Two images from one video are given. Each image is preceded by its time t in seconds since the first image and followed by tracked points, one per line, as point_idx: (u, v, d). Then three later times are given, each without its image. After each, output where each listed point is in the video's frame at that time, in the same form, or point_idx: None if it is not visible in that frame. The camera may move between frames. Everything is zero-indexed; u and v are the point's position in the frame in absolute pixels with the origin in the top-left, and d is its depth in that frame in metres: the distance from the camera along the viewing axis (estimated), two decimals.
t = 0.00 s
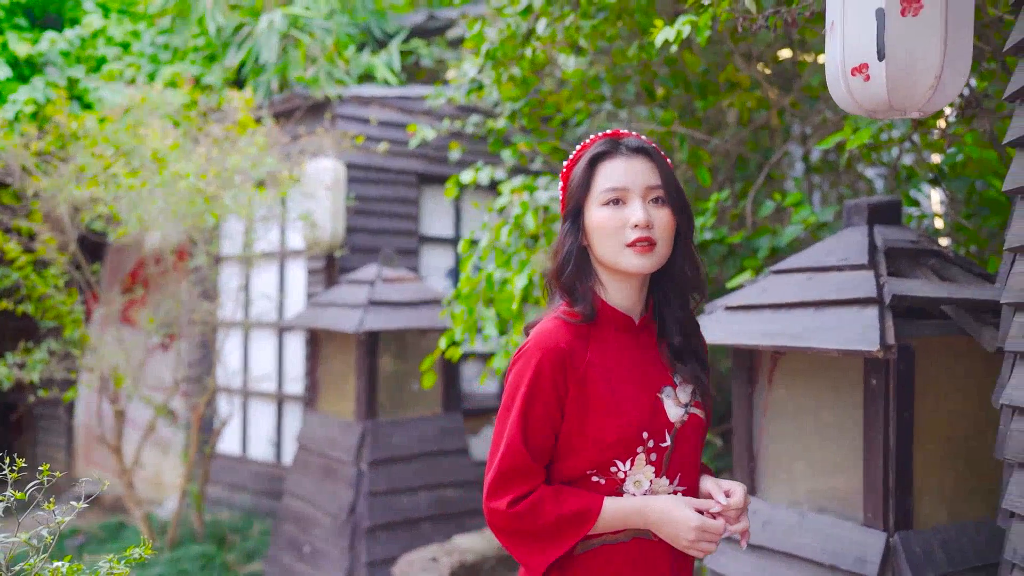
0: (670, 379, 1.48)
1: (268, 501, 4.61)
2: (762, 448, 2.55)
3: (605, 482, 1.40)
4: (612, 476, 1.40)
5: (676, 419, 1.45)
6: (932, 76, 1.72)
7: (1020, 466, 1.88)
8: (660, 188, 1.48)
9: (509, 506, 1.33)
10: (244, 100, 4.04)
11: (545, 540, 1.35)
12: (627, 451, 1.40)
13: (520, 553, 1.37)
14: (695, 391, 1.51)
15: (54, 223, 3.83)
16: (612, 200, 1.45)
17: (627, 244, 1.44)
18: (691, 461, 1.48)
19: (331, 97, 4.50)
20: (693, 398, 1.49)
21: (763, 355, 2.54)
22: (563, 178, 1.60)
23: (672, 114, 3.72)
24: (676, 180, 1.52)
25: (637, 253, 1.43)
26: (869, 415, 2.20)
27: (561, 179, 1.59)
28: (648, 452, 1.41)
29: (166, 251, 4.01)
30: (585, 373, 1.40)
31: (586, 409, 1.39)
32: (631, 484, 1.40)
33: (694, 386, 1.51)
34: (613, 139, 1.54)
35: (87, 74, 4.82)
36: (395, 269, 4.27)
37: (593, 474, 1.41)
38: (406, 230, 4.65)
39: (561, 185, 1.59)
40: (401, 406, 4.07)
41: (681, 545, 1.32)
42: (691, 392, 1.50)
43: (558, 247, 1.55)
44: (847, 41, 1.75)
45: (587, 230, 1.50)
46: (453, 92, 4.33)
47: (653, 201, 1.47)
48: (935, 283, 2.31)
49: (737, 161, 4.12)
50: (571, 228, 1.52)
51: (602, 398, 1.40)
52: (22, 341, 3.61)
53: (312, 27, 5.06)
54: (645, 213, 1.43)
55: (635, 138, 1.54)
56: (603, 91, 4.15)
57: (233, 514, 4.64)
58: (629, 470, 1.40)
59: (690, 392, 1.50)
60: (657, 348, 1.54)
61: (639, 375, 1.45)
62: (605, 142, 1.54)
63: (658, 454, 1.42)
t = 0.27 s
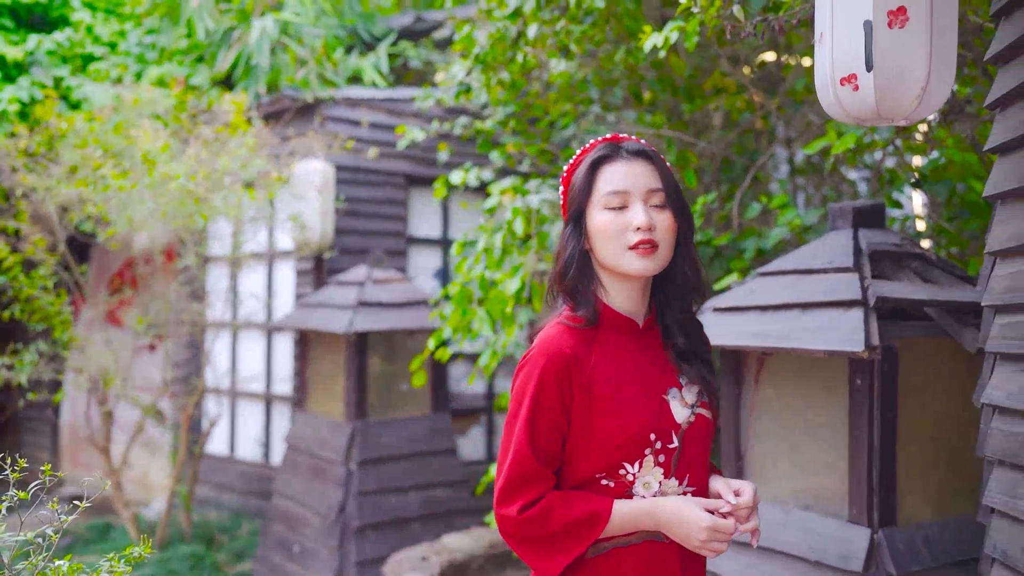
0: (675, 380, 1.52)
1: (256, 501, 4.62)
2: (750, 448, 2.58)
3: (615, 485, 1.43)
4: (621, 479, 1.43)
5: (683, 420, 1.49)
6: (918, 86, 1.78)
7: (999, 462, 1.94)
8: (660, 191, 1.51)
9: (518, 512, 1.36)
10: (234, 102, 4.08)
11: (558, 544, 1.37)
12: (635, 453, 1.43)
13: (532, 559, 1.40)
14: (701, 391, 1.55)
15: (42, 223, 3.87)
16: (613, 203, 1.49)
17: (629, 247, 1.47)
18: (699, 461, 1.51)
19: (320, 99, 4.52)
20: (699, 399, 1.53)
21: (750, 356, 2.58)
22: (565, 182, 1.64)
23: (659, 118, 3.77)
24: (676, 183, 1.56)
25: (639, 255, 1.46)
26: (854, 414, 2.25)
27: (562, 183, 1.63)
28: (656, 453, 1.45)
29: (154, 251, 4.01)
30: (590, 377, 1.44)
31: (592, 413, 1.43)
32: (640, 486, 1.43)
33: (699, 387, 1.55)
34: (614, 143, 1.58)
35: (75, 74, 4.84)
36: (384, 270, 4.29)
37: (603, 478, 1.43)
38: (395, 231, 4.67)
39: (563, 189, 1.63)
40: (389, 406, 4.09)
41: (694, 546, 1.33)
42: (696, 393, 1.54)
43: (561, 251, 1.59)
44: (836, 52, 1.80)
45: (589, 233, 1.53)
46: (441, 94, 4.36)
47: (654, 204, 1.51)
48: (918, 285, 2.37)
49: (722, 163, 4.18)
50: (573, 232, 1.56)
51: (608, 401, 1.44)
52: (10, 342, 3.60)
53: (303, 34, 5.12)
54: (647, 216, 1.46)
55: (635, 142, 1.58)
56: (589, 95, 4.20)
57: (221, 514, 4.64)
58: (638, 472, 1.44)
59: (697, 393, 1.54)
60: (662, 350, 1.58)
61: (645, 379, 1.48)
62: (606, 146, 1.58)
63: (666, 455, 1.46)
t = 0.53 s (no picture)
0: (686, 378, 1.55)
1: (246, 501, 4.64)
2: (741, 448, 2.63)
3: (628, 484, 1.46)
4: (635, 477, 1.46)
5: (695, 418, 1.52)
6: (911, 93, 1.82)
7: (985, 461, 1.99)
8: (667, 191, 1.54)
9: (530, 514, 1.39)
10: (227, 104, 4.12)
11: (572, 546, 1.40)
12: (648, 451, 1.46)
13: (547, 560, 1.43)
14: (713, 388, 1.58)
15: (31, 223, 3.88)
16: (621, 202, 1.51)
17: (638, 246, 1.49)
18: (712, 458, 1.54)
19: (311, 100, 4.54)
20: (711, 397, 1.56)
21: (741, 357, 2.63)
22: (570, 182, 1.66)
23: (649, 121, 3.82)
24: (682, 183, 1.59)
25: (648, 254, 1.49)
26: (844, 412, 2.30)
27: (567, 183, 1.65)
28: (669, 451, 1.48)
29: (145, 252, 4.02)
30: (598, 377, 1.47)
31: (602, 413, 1.46)
32: (654, 484, 1.46)
33: (710, 384, 1.58)
34: (620, 143, 1.60)
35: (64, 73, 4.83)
36: (375, 271, 4.31)
37: (616, 477, 1.46)
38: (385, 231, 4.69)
39: (568, 189, 1.65)
40: (380, 406, 4.10)
41: (707, 544, 1.36)
42: (707, 390, 1.57)
43: (567, 250, 1.61)
44: (831, 60, 1.85)
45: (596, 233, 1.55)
46: (432, 95, 4.39)
47: (661, 203, 1.53)
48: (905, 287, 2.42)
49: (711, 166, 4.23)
50: (580, 232, 1.58)
51: (618, 400, 1.46)
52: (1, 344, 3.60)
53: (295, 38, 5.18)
54: (655, 216, 1.49)
55: (641, 143, 1.61)
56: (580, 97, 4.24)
57: (211, 514, 4.66)
58: (652, 470, 1.46)
59: (708, 391, 1.56)
60: (672, 350, 1.61)
61: (655, 378, 1.51)
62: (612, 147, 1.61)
63: (679, 453, 1.49)
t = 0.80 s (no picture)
0: (698, 375, 1.59)
1: (235, 501, 4.64)
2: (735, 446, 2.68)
3: (642, 482, 1.50)
4: (648, 476, 1.50)
5: (708, 415, 1.55)
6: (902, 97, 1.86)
7: (972, 457, 2.05)
8: (679, 188, 1.59)
9: (544, 515, 1.44)
10: (216, 103, 4.16)
11: (588, 545, 1.45)
12: (661, 450, 1.49)
13: (564, 560, 1.47)
14: (726, 385, 1.61)
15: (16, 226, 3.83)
16: (634, 198, 1.55)
17: (651, 242, 1.52)
18: (726, 454, 1.57)
19: (300, 100, 4.54)
20: (724, 392, 1.59)
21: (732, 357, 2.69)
22: (580, 181, 1.70)
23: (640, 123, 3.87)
24: (691, 181, 1.63)
25: (661, 249, 1.52)
26: (834, 411, 2.34)
27: (577, 182, 1.69)
28: (683, 448, 1.51)
29: (133, 252, 4.01)
30: (608, 377, 1.51)
31: (613, 412, 1.50)
32: (668, 482, 1.50)
33: (724, 380, 1.61)
34: (632, 141, 1.64)
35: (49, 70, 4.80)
36: (364, 271, 4.31)
37: (630, 476, 1.50)
38: (375, 232, 4.69)
39: (578, 188, 1.69)
40: (369, 405, 4.12)
41: (723, 540, 1.39)
42: (721, 387, 1.60)
43: (578, 248, 1.64)
44: (825, 66, 1.89)
45: (608, 228, 1.59)
46: (422, 96, 4.40)
47: (673, 200, 1.58)
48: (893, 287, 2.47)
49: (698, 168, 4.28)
50: (592, 229, 1.61)
51: (630, 399, 1.50)
52: None
53: (283, 40, 5.17)
54: (669, 211, 1.52)
55: (650, 142, 1.65)
56: (569, 99, 4.28)
57: (199, 514, 4.66)
58: (665, 468, 1.50)
59: (721, 386, 1.60)
60: (683, 347, 1.64)
61: (666, 376, 1.55)
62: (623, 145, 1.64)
63: (692, 449, 1.52)
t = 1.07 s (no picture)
0: (704, 374, 1.62)
1: (223, 502, 4.65)
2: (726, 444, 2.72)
3: (648, 482, 1.53)
4: (654, 475, 1.53)
5: (713, 413, 1.58)
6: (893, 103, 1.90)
7: (959, 454, 2.11)
8: (689, 190, 1.62)
9: (550, 516, 1.47)
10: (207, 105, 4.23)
11: (594, 545, 1.47)
12: (666, 449, 1.52)
13: (570, 561, 1.50)
14: (732, 383, 1.64)
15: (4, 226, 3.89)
16: (646, 198, 1.58)
17: (662, 242, 1.55)
18: (731, 452, 1.59)
19: (289, 101, 4.55)
20: (729, 390, 1.62)
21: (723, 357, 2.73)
22: (587, 178, 1.72)
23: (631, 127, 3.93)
24: (700, 183, 1.66)
25: (671, 250, 1.55)
26: (823, 410, 2.38)
27: (586, 179, 1.70)
28: (688, 447, 1.54)
29: (122, 253, 4.00)
30: (613, 377, 1.53)
31: (617, 412, 1.53)
32: (675, 481, 1.53)
33: (729, 379, 1.64)
34: (642, 141, 1.67)
35: (36, 70, 4.82)
36: (353, 271, 4.32)
37: (636, 475, 1.53)
38: (364, 232, 4.70)
39: (585, 185, 1.71)
40: (358, 405, 4.13)
41: (730, 537, 1.42)
42: (726, 385, 1.63)
43: (586, 245, 1.66)
44: (818, 71, 1.92)
45: (618, 227, 1.61)
46: (411, 97, 4.43)
47: (683, 201, 1.61)
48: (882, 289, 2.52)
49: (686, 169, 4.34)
50: (601, 226, 1.63)
51: (635, 399, 1.53)
52: None
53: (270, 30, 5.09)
54: (680, 213, 1.55)
55: (660, 142, 1.68)
56: (558, 101, 4.31)
57: (187, 514, 4.68)
58: (671, 467, 1.53)
59: (727, 385, 1.62)
60: (689, 346, 1.67)
61: (672, 376, 1.58)
62: (634, 144, 1.67)
63: (698, 448, 1.54)
